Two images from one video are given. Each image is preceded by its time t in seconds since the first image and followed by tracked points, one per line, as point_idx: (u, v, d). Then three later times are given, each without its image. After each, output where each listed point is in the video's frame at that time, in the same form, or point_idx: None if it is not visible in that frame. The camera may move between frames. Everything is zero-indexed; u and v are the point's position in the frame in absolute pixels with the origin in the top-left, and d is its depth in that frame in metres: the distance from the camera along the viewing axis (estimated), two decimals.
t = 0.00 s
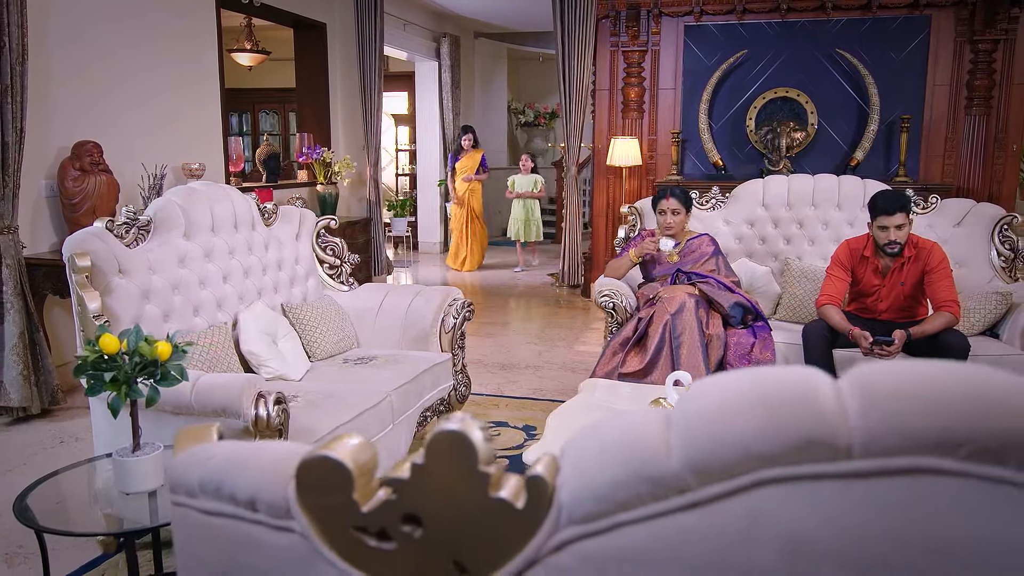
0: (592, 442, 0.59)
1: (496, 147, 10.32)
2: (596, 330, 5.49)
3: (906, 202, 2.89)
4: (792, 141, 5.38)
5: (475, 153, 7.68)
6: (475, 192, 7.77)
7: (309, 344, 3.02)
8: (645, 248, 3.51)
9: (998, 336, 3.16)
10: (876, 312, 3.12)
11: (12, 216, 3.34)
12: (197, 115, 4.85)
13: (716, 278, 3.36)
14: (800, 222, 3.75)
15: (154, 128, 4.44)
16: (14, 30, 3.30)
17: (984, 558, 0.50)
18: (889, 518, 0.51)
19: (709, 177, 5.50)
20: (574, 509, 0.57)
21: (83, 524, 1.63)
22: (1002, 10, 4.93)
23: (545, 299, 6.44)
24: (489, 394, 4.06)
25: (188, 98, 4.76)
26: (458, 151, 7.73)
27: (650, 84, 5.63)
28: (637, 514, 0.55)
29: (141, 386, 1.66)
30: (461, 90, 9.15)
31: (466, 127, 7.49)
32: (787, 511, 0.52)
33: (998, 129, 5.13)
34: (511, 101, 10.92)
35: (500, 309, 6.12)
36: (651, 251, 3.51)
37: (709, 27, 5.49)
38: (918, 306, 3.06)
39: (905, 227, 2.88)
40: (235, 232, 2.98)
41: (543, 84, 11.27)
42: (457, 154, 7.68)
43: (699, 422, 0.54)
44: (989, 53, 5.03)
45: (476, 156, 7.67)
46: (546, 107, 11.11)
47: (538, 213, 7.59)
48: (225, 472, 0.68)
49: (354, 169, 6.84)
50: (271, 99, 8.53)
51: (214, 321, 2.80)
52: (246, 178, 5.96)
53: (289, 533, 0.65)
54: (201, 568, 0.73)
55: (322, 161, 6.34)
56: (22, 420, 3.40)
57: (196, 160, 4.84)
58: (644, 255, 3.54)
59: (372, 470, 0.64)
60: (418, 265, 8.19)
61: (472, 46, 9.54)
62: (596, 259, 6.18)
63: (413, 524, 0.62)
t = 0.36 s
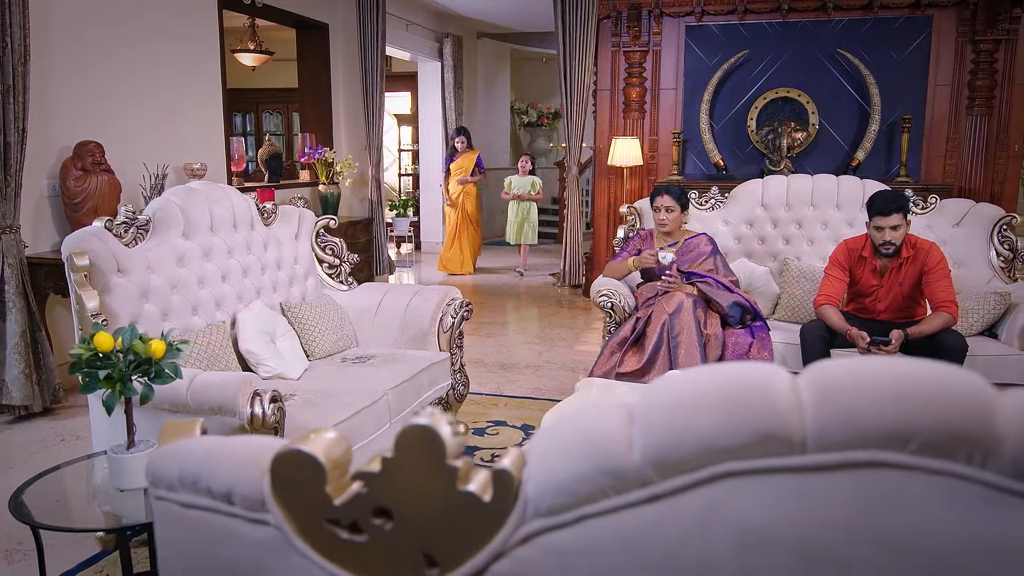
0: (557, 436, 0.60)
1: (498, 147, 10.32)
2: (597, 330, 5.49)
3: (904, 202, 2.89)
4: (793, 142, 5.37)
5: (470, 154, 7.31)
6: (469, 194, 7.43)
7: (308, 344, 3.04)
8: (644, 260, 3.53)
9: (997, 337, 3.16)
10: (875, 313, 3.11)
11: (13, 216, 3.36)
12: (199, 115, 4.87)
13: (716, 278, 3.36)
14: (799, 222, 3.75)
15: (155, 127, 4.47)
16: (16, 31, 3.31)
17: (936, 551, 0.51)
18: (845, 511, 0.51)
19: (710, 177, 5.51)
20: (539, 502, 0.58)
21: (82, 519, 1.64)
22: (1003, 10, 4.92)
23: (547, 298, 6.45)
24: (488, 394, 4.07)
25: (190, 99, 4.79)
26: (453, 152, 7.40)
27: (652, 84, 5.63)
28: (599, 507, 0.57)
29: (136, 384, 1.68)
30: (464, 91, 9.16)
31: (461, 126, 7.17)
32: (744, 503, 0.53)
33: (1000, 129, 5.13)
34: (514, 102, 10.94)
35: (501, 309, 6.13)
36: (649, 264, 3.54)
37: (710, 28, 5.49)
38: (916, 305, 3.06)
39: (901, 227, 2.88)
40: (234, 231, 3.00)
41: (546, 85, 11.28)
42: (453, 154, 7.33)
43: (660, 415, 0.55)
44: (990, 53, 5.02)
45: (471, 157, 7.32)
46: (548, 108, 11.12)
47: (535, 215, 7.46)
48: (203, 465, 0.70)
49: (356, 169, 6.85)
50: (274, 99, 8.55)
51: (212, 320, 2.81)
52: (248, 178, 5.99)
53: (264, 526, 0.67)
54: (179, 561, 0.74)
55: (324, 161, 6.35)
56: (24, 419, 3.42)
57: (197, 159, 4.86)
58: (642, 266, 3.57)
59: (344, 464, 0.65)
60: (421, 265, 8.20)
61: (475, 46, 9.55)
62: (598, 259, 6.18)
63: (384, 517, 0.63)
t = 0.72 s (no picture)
0: (518, 430, 0.61)
1: (501, 148, 10.33)
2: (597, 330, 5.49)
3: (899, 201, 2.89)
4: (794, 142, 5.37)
5: (466, 153, 7.17)
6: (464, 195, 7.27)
7: (306, 343, 3.05)
8: (643, 275, 3.46)
9: (995, 337, 3.15)
10: (872, 313, 3.11)
11: (15, 216, 3.38)
12: (201, 116, 4.90)
13: (713, 278, 3.35)
14: (797, 222, 3.76)
15: (157, 127, 4.49)
16: (18, 32, 3.34)
17: (883, 543, 0.52)
18: (794, 503, 0.52)
19: (711, 177, 5.51)
20: (501, 494, 0.60)
21: (81, 517, 1.64)
22: (1005, 10, 4.91)
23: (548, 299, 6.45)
24: (487, 393, 4.08)
25: (192, 99, 4.81)
26: (447, 152, 7.24)
27: (653, 84, 5.63)
28: (559, 499, 0.58)
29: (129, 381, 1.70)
30: (467, 92, 9.17)
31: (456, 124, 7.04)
32: (697, 497, 0.54)
33: (1001, 130, 5.12)
34: (517, 102, 10.96)
35: (502, 309, 6.13)
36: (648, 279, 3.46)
37: (711, 28, 5.50)
38: (914, 305, 3.05)
39: (894, 228, 2.89)
40: (233, 231, 3.02)
41: (549, 85, 11.29)
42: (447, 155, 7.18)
43: (616, 409, 0.56)
44: (992, 53, 5.01)
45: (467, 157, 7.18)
46: (551, 108, 11.12)
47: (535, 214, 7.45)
48: (179, 459, 0.72)
49: (358, 169, 6.87)
50: (277, 100, 8.58)
51: (211, 319, 2.83)
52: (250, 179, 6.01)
53: (237, 517, 0.69)
54: (157, 552, 0.76)
55: (326, 161, 6.37)
56: (25, 417, 3.45)
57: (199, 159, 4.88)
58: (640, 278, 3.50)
59: (315, 457, 0.67)
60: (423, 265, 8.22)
61: (478, 47, 9.56)
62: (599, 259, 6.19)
63: (352, 509, 0.65)
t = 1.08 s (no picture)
0: (483, 425, 0.62)
1: (504, 148, 10.34)
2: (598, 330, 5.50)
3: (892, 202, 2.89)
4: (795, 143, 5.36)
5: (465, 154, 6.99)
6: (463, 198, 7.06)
7: (305, 342, 3.07)
8: (643, 277, 3.41)
9: (993, 338, 3.14)
10: (870, 313, 3.09)
11: (17, 216, 3.41)
12: (203, 117, 4.93)
13: (711, 278, 3.33)
14: (796, 223, 3.76)
15: (159, 128, 4.52)
16: (20, 33, 3.36)
17: (833, 536, 0.53)
18: (745, 497, 0.54)
19: (713, 178, 5.51)
20: (464, 488, 0.61)
21: (80, 513, 1.66)
22: (1007, 11, 4.90)
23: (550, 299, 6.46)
24: (486, 393, 4.09)
25: (194, 99, 4.84)
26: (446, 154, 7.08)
27: (654, 85, 5.64)
28: (520, 493, 0.59)
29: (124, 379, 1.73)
30: (470, 92, 9.18)
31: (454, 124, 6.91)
32: (652, 489, 0.55)
33: (1003, 130, 5.11)
34: (520, 102, 10.98)
35: (503, 309, 6.14)
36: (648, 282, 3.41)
37: (713, 29, 5.50)
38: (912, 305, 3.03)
39: (867, 227, 2.91)
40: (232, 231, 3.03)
41: (552, 85, 11.31)
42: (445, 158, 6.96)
43: (575, 405, 0.57)
44: (994, 53, 5.00)
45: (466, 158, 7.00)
46: (555, 108, 11.14)
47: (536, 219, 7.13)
48: (157, 453, 0.73)
49: (360, 169, 6.88)
50: (281, 100, 8.60)
51: (209, 318, 2.84)
52: (252, 179, 6.02)
53: (212, 510, 0.70)
54: (135, 545, 0.77)
55: (328, 162, 6.40)
56: (27, 415, 3.47)
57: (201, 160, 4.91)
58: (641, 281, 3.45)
59: (287, 451, 0.69)
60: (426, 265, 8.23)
61: (481, 47, 9.58)
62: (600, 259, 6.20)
63: (322, 502, 0.66)
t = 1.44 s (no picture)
0: (450, 419, 0.64)
1: (508, 148, 10.35)
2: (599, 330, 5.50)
3: (887, 201, 2.92)
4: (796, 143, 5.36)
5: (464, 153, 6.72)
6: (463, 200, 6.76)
7: (303, 341, 3.08)
8: (642, 277, 3.40)
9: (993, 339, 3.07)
10: (868, 313, 3.07)
11: (21, 216, 3.43)
12: (205, 117, 4.95)
13: (709, 278, 3.34)
14: (795, 223, 3.76)
15: (161, 128, 4.54)
16: (23, 35, 3.39)
17: (786, 528, 0.54)
18: (700, 490, 0.55)
19: (714, 179, 5.52)
20: (431, 480, 0.63)
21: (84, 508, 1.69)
22: (1009, 11, 4.89)
23: (552, 299, 6.46)
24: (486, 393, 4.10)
25: (195, 100, 4.85)
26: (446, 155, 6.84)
27: (656, 85, 5.65)
28: (486, 484, 0.61)
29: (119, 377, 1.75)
30: (474, 92, 9.20)
31: (451, 124, 6.73)
32: (610, 482, 0.57)
33: (1006, 130, 5.09)
34: (524, 103, 11.00)
35: (505, 309, 6.15)
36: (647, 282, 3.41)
37: (714, 30, 5.51)
38: (910, 305, 3.01)
39: (862, 225, 2.94)
40: (231, 231, 3.04)
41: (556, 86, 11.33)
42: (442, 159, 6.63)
43: (537, 400, 0.59)
44: (996, 53, 4.98)
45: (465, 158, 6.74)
46: (558, 109, 11.16)
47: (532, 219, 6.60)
48: (136, 447, 0.75)
49: (362, 170, 6.90)
50: (285, 101, 8.61)
51: (208, 318, 2.86)
52: (255, 179, 6.05)
53: (189, 503, 0.72)
54: (117, 537, 0.79)
55: (331, 162, 6.41)
56: (30, 414, 3.50)
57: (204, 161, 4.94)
58: (640, 282, 3.45)
59: (262, 445, 0.70)
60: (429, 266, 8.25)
61: (485, 48, 9.61)
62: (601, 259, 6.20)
63: (295, 495, 0.68)
